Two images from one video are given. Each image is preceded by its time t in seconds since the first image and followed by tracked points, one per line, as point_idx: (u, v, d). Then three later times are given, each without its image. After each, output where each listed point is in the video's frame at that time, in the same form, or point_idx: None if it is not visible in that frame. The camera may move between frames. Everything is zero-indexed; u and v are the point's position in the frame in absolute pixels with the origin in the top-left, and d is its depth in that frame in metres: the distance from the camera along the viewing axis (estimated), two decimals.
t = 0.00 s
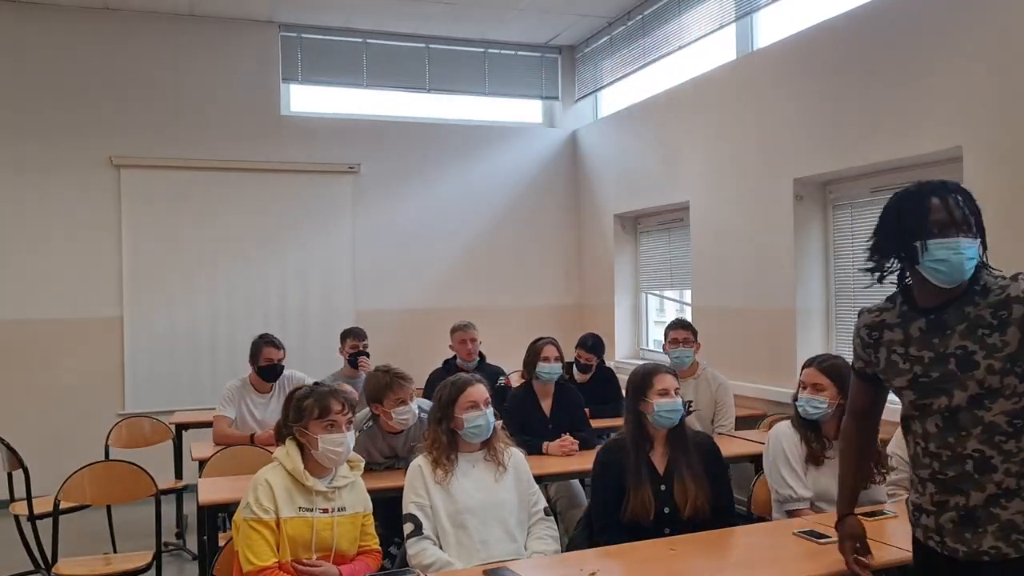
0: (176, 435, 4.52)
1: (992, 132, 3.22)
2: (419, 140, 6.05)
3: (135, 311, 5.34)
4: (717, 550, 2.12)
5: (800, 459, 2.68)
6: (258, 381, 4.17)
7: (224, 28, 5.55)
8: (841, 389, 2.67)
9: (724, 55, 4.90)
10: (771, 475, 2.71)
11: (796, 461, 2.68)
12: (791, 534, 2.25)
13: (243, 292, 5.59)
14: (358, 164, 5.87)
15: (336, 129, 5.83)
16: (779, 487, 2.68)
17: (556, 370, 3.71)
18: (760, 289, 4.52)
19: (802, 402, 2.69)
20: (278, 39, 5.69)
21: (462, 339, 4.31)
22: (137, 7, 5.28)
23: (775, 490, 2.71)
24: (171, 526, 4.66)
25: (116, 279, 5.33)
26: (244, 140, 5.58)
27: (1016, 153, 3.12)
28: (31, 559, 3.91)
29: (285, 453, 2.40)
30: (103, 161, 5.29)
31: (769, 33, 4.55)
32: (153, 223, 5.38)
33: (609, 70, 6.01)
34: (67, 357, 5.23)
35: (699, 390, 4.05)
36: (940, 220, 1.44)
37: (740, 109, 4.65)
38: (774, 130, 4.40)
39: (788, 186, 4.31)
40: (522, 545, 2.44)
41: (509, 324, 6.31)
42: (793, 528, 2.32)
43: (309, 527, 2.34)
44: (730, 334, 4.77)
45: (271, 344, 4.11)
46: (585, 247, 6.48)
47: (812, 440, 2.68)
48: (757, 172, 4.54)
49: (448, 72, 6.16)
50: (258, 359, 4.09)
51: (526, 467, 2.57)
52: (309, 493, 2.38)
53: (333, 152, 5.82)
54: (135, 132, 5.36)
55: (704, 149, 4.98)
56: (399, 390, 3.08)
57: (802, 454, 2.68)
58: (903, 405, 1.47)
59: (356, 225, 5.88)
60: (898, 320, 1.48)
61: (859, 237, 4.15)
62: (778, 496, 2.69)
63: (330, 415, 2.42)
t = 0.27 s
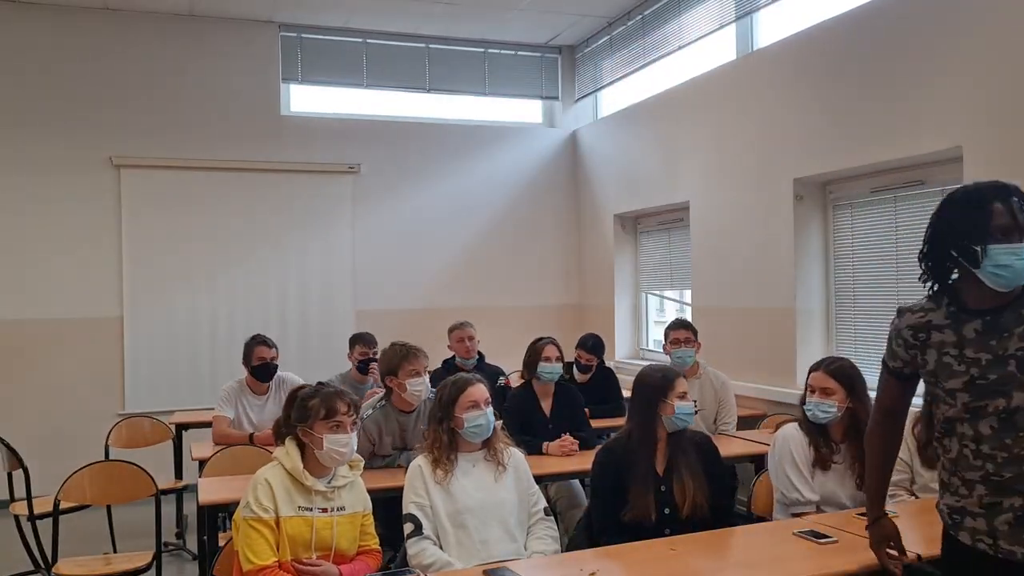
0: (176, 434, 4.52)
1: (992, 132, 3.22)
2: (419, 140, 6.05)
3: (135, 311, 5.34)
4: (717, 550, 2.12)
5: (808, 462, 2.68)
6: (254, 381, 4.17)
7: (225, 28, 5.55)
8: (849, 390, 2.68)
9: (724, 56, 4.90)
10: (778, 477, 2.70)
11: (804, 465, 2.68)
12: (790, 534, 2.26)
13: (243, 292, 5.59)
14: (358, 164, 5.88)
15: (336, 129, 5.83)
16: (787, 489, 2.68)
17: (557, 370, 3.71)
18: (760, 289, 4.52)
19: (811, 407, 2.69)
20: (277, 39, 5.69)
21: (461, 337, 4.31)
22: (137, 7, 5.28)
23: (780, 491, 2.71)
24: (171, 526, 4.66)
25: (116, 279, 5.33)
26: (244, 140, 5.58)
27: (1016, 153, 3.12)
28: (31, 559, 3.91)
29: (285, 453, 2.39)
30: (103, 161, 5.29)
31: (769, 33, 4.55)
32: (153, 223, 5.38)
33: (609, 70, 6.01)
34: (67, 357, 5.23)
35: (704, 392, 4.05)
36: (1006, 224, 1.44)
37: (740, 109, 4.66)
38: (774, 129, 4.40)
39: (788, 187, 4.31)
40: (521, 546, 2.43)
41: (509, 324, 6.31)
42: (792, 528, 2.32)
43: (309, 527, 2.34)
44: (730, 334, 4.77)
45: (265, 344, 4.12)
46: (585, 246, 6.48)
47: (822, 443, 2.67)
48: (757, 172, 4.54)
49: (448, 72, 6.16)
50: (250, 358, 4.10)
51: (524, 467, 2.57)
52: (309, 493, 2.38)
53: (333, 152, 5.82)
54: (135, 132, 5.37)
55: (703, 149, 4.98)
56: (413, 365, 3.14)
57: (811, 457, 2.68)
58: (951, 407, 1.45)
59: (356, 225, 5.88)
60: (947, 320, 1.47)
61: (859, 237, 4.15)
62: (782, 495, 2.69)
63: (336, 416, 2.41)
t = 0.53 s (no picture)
0: (176, 435, 4.52)
1: (992, 131, 3.22)
2: (419, 140, 6.05)
3: (135, 311, 5.34)
4: (718, 550, 2.12)
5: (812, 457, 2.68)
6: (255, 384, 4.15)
7: (224, 28, 5.55)
8: (856, 391, 2.68)
9: (724, 56, 4.91)
10: (779, 468, 2.70)
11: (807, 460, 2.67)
12: (791, 534, 2.26)
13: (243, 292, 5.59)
14: (358, 164, 5.88)
15: (336, 129, 5.83)
16: (786, 481, 2.67)
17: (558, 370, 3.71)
18: (760, 289, 4.52)
19: (818, 408, 2.71)
20: (277, 39, 5.69)
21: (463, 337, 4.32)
22: (137, 7, 5.28)
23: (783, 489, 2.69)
24: (171, 526, 4.65)
25: (115, 279, 5.33)
26: (244, 140, 5.58)
27: (1017, 153, 3.12)
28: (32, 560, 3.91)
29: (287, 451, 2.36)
30: (103, 161, 5.29)
31: (769, 33, 4.56)
32: (153, 222, 5.38)
33: (609, 70, 6.01)
34: (67, 357, 5.22)
35: (715, 386, 4.05)
36: None
37: (740, 110, 4.66)
38: (773, 129, 4.41)
39: (789, 187, 4.31)
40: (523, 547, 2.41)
41: (509, 324, 6.32)
42: (793, 528, 2.32)
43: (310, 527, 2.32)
44: (730, 334, 4.77)
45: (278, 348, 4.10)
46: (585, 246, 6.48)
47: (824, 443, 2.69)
48: (757, 172, 4.55)
49: (447, 72, 6.16)
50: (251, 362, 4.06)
51: (539, 467, 2.47)
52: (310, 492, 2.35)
53: (333, 151, 5.82)
54: (135, 132, 5.37)
55: (703, 149, 4.99)
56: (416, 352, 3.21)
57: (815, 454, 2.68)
58: None
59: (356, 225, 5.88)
60: None
61: (859, 237, 4.15)
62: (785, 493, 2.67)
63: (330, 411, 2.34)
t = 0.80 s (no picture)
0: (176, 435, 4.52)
1: (993, 132, 3.21)
2: (419, 140, 6.05)
3: (135, 311, 5.34)
4: (718, 550, 2.13)
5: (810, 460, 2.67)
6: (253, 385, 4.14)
7: (224, 28, 5.55)
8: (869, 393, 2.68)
9: (724, 56, 4.91)
10: (777, 469, 2.71)
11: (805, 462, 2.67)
12: (790, 535, 2.26)
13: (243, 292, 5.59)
14: (357, 164, 5.88)
15: (335, 129, 5.83)
16: (784, 483, 2.68)
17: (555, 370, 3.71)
18: (760, 289, 4.52)
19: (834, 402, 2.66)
20: (277, 39, 5.69)
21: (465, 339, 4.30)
22: (138, 7, 5.28)
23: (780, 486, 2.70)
24: (171, 526, 4.66)
25: (115, 279, 5.32)
26: (244, 140, 5.58)
27: (1018, 152, 3.12)
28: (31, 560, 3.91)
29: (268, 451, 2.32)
30: (103, 161, 5.29)
31: (769, 33, 4.56)
32: (152, 222, 5.38)
33: (609, 70, 6.01)
34: (66, 357, 5.22)
35: (714, 385, 4.07)
36: None
37: (740, 110, 4.66)
38: (774, 130, 4.41)
39: (789, 187, 4.31)
40: (524, 546, 2.40)
41: (509, 324, 6.32)
42: (792, 527, 2.32)
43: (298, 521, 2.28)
44: (730, 334, 4.77)
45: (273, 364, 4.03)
46: (585, 246, 6.48)
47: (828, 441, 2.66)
48: (757, 172, 4.55)
49: (447, 72, 6.16)
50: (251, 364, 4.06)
51: (540, 466, 2.48)
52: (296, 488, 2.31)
53: (333, 152, 5.82)
54: (135, 132, 5.37)
55: (703, 149, 4.98)
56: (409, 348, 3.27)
57: (814, 457, 2.67)
58: None
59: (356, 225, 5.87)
60: None
61: (859, 237, 4.15)
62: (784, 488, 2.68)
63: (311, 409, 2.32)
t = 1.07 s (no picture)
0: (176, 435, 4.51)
1: (994, 131, 3.21)
2: (419, 140, 6.05)
3: (135, 311, 5.34)
4: (719, 550, 2.13)
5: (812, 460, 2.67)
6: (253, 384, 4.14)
7: (224, 28, 5.55)
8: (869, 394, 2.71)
9: (723, 56, 4.91)
10: (777, 469, 2.71)
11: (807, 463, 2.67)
12: (791, 535, 2.26)
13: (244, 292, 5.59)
14: (358, 164, 5.88)
15: (335, 129, 5.83)
16: (784, 483, 2.68)
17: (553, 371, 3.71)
18: (760, 289, 4.52)
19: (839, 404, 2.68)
20: (278, 39, 5.69)
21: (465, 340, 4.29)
22: (138, 6, 5.28)
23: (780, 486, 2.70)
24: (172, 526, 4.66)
25: (115, 279, 5.32)
26: (244, 140, 5.58)
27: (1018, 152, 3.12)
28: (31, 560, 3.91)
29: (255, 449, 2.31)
30: (103, 160, 5.29)
31: (769, 33, 4.56)
32: (152, 222, 5.37)
33: (609, 70, 6.01)
34: (66, 357, 5.22)
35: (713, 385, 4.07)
36: None
37: (740, 110, 4.66)
38: (774, 130, 4.41)
39: (789, 187, 4.31)
40: (524, 546, 2.41)
41: (509, 324, 6.32)
42: (792, 527, 2.32)
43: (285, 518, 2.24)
44: (730, 334, 4.77)
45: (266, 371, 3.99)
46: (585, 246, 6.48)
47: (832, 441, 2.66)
48: (757, 172, 4.54)
49: (447, 72, 6.16)
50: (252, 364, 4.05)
51: (539, 466, 2.47)
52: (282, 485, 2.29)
53: (333, 152, 5.82)
54: (136, 132, 5.37)
55: (703, 148, 4.98)
56: (409, 348, 3.29)
57: (815, 457, 2.67)
58: None
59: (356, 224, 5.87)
60: None
61: (859, 237, 4.15)
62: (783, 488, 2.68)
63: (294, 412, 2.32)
